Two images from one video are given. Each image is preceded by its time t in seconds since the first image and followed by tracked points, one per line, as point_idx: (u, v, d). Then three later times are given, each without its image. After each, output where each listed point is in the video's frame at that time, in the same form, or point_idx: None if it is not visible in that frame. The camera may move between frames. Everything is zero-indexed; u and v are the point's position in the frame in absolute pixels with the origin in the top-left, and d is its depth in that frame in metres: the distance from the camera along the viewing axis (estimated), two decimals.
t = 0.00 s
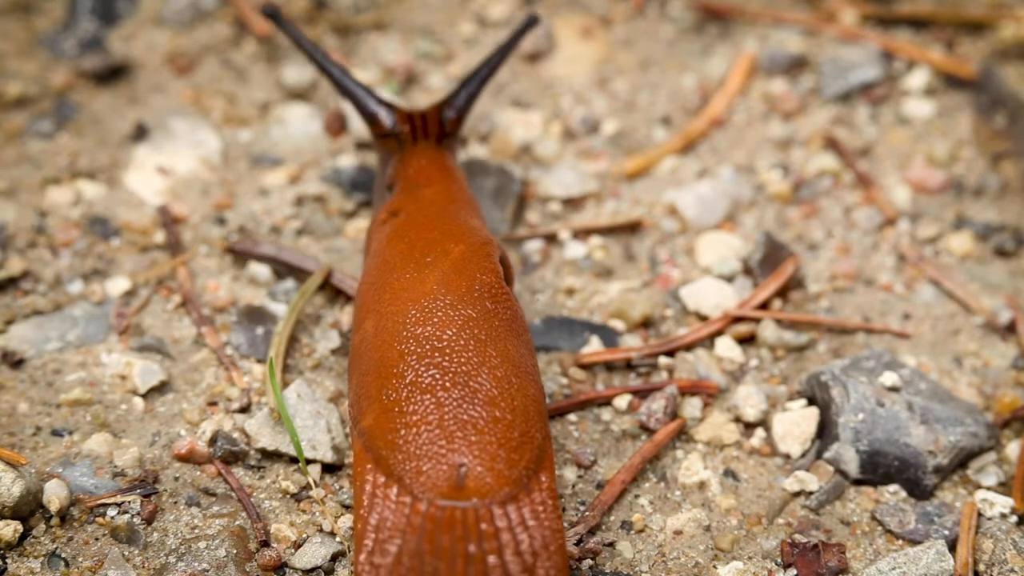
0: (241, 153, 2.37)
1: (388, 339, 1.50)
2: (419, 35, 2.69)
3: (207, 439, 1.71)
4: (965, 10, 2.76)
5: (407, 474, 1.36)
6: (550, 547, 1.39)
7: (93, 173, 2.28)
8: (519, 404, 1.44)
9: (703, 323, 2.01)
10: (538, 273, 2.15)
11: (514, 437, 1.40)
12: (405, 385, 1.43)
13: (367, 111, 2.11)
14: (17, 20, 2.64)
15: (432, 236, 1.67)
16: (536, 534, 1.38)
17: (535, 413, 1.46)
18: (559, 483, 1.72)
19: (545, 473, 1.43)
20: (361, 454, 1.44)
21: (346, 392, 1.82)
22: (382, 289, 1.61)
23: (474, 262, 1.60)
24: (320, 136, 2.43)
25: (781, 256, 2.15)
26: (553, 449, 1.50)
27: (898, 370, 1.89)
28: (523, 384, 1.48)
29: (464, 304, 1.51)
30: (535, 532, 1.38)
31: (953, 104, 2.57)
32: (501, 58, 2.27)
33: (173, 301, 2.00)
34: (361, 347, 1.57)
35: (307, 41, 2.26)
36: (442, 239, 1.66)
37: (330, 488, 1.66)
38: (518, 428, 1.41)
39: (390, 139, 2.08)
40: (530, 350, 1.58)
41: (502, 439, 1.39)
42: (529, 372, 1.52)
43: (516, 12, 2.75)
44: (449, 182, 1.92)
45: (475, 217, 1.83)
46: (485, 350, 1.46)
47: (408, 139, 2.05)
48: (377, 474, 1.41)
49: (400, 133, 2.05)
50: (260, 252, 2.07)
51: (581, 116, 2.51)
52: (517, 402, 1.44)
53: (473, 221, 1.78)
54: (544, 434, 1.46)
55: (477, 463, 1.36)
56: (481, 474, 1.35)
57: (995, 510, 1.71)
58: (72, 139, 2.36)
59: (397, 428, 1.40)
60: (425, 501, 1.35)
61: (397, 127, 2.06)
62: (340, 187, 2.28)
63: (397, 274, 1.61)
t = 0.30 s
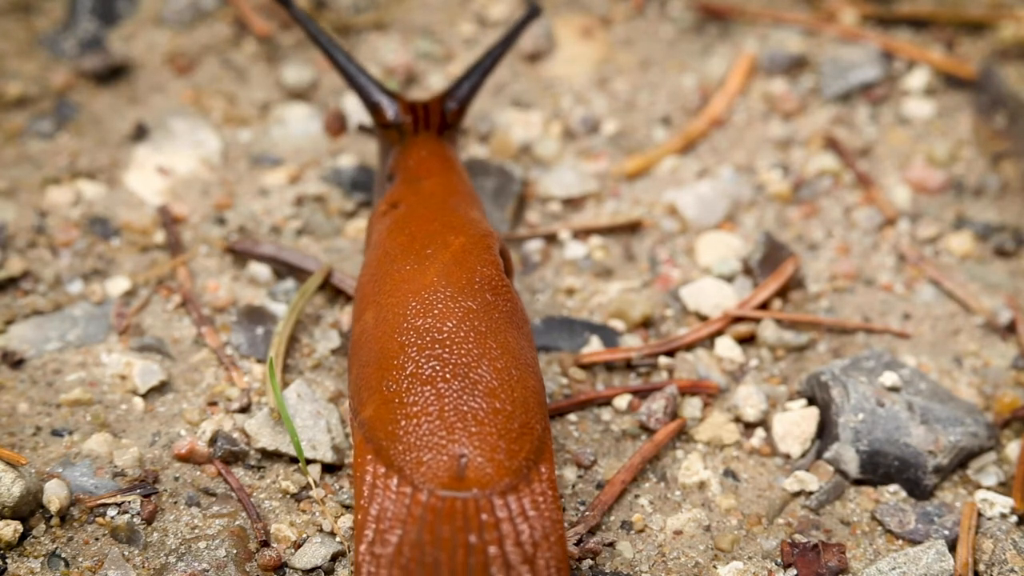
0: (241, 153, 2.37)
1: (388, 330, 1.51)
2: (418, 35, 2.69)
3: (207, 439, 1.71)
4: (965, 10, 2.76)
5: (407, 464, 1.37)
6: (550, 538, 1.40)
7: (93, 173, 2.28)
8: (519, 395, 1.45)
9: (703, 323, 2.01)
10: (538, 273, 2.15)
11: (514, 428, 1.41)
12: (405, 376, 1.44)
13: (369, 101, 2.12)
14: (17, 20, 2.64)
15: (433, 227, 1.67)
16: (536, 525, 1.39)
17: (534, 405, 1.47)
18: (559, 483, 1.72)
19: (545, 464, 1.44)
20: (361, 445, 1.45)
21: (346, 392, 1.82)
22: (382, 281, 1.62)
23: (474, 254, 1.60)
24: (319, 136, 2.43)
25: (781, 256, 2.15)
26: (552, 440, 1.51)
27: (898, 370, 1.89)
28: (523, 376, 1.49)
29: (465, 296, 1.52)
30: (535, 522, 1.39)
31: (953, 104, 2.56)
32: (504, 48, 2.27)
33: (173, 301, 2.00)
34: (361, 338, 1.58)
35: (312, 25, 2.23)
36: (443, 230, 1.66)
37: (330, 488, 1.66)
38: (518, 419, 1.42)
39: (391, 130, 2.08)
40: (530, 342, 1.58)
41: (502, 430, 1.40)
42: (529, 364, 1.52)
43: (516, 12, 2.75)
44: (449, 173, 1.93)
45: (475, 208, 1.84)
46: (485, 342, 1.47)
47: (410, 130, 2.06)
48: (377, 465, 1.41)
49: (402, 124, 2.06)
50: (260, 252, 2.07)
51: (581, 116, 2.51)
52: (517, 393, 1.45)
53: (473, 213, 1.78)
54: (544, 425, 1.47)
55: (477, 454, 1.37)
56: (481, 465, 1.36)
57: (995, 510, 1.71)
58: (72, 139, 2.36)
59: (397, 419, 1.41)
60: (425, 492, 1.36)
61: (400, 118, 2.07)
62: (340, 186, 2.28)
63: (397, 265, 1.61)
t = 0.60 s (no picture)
0: (241, 153, 2.37)
1: (388, 322, 1.52)
2: (418, 35, 2.69)
3: (207, 439, 1.71)
4: (965, 10, 2.76)
5: (407, 456, 1.38)
6: (550, 529, 1.40)
7: (93, 173, 2.28)
8: (518, 387, 1.46)
9: (703, 323, 2.01)
10: (538, 273, 2.15)
11: (514, 420, 1.42)
12: (404, 369, 1.45)
13: (372, 92, 2.14)
14: (17, 20, 2.64)
15: (432, 221, 1.69)
16: (536, 517, 1.39)
17: (533, 397, 1.48)
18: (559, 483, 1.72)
19: (544, 456, 1.45)
20: (361, 438, 1.46)
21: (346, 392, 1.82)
22: (382, 274, 1.63)
23: (473, 247, 1.62)
24: (319, 136, 2.43)
25: (781, 256, 2.15)
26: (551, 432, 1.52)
27: (898, 370, 1.89)
28: (522, 368, 1.50)
29: (464, 289, 1.53)
30: (536, 514, 1.39)
31: (953, 104, 2.56)
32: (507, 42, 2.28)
33: (173, 301, 2.00)
34: (360, 331, 1.59)
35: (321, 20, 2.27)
36: (442, 224, 1.68)
37: (330, 488, 1.66)
38: (517, 411, 1.43)
39: (393, 122, 2.10)
40: (528, 335, 1.60)
41: (501, 422, 1.41)
42: (527, 357, 1.53)
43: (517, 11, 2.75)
44: (449, 166, 1.94)
45: (474, 201, 1.85)
46: (484, 334, 1.48)
47: (411, 122, 2.08)
48: (377, 457, 1.42)
49: (403, 115, 2.09)
50: (260, 252, 2.07)
51: (581, 116, 2.51)
52: (516, 385, 1.46)
53: (472, 206, 1.80)
54: (542, 417, 1.48)
55: (477, 446, 1.37)
56: (480, 457, 1.37)
57: (995, 510, 1.71)
58: (72, 139, 2.36)
59: (396, 411, 1.42)
60: (425, 484, 1.36)
61: (402, 110, 2.09)
62: (340, 186, 2.28)
63: (397, 259, 1.63)
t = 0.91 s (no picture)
0: (241, 153, 2.37)
1: (387, 314, 1.53)
2: (418, 35, 2.69)
3: (207, 439, 1.71)
4: (965, 10, 2.76)
5: (405, 447, 1.39)
6: (549, 520, 1.40)
7: (93, 173, 2.28)
8: (516, 379, 1.46)
9: (703, 323, 2.01)
10: (538, 273, 2.15)
11: (512, 412, 1.43)
12: (403, 360, 1.46)
13: (375, 83, 2.13)
14: (17, 20, 2.64)
15: (431, 212, 1.69)
16: (535, 507, 1.39)
17: (531, 388, 1.49)
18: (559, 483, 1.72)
19: (542, 447, 1.46)
20: (361, 430, 1.47)
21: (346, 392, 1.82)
22: (381, 265, 1.64)
23: (472, 239, 1.62)
24: (319, 136, 2.43)
25: (781, 256, 2.15)
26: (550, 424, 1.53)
27: (898, 370, 1.89)
28: (520, 359, 1.50)
29: (462, 281, 1.54)
30: (535, 505, 1.39)
31: (953, 104, 2.56)
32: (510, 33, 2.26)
33: (173, 301, 2.00)
34: (360, 322, 1.60)
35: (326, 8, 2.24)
36: (441, 215, 1.68)
37: (330, 488, 1.66)
38: (515, 402, 1.44)
39: (395, 113, 2.10)
40: (527, 327, 1.60)
41: (500, 413, 1.41)
42: (526, 348, 1.54)
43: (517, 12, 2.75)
44: (448, 158, 1.94)
45: (474, 192, 1.86)
46: (483, 325, 1.49)
47: (412, 115, 2.08)
48: (376, 449, 1.43)
49: (405, 107, 2.09)
50: (260, 252, 2.07)
51: (582, 116, 2.51)
52: (514, 376, 1.47)
53: (471, 198, 1.80)
54: (540, 408, 1.49)
55: (475, 437, 1.38)
56: (479, 448, 1.38)
57: (995, 510, 1.71)
58: (72, 139, 2.36)
59: (395, 403, 1.43)
60: (423, 475, 1.37)
61: (404, 101, 2.09)
62: (340, 187, 2.28)
63: (396, 251, 1.64)
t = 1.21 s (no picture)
0: (241, 153, 2.37)
1: (385, 307, 1.54)
2: (418, 35, 2.69)
3: (207, 439, 1.71)
4: (965, 10, 2.76)
5: (404, 440, 1.40)
6: (548, 511, 1.41)
7: (93, 173, 2.28)
8: (514, 371, 1.47)
9: (703, 323, 2.01)
10: (538, 273, 2.15)
11: (510, 404, 1.44)
12: (401, 353, 1.47)
13: (376, 75, 2.15)
14: (17, 20, 2.63)
15: (430, 205, 1.70)
16: (534, 498, 1.40)
17: (529, 380, 1.50)
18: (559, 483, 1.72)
19: (541, 439, 1.47)
20: (360, 422, 1.48)
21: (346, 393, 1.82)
22: (380, 258, 1.65)
23: (471, 232, 1.63)
24: (319, 136, 2.43)
25: (781, 256, 2.15)
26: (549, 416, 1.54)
27: (898, 370, 1.88)
28: (519, 352, 1.51)
29: (461, 274, 1.55)
30: (534, 496, 1.40)
31: (953, 104, 2.56)
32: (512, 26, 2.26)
33: (173, 301, 2.00)
34: (359, 315, 1.61)
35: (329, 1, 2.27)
36: (440, 208, 1.69)
37: (330, 488, 1.66)
38: (513, 394, 1.45)
39: (395, 104, 2.12)
40: (525, 320, 1.61)
41: (498, 405, 1.42)
42: (524, 341, 1.55)
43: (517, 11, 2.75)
44: (447, 149, 1.95)
45: (472, 185, 1.87)
46: (481, 318, 1.50)
47: (412, 106, 2.09)
48: (375, 441, 1.44)
49: (405, 99, 2.10)
50: (260, 251, 2.07)
51: (582, 116, 2.51)
52: (512, 368, 1.48)
53: (470, 190, 1.81)
54: (538, 400, 1.49)
55: (473, 429, 1.39)
56: (477, 440, 1.38)
57: (995, 510, 1.71)
58: (72, 139, 2.36)
59: (394, 395, 1.44)
60: (422, 467, 1.38)
61: (404, 93, 2.10)
62: (340, 187, 2.28)
63: (394, 243, 1.64)
